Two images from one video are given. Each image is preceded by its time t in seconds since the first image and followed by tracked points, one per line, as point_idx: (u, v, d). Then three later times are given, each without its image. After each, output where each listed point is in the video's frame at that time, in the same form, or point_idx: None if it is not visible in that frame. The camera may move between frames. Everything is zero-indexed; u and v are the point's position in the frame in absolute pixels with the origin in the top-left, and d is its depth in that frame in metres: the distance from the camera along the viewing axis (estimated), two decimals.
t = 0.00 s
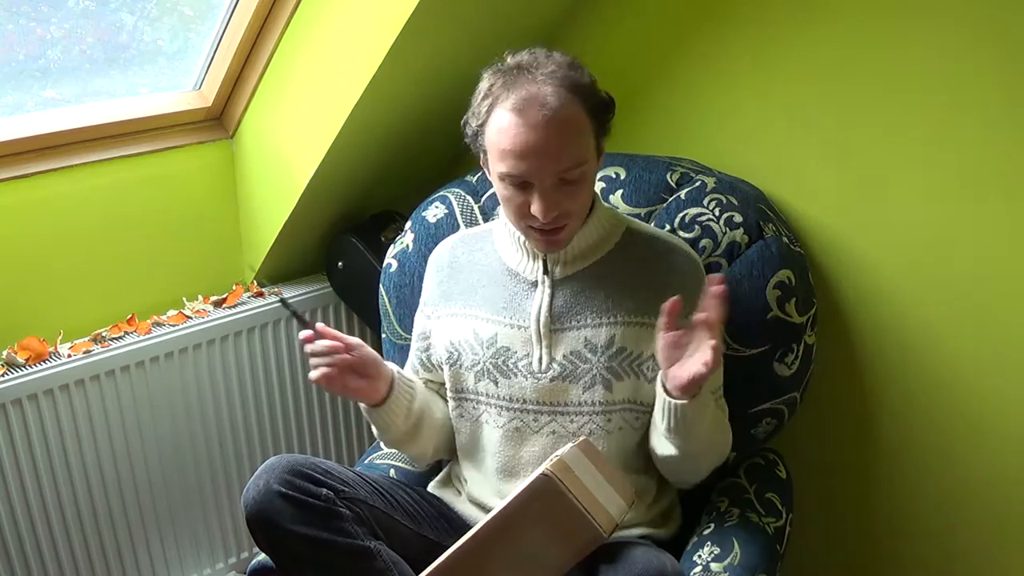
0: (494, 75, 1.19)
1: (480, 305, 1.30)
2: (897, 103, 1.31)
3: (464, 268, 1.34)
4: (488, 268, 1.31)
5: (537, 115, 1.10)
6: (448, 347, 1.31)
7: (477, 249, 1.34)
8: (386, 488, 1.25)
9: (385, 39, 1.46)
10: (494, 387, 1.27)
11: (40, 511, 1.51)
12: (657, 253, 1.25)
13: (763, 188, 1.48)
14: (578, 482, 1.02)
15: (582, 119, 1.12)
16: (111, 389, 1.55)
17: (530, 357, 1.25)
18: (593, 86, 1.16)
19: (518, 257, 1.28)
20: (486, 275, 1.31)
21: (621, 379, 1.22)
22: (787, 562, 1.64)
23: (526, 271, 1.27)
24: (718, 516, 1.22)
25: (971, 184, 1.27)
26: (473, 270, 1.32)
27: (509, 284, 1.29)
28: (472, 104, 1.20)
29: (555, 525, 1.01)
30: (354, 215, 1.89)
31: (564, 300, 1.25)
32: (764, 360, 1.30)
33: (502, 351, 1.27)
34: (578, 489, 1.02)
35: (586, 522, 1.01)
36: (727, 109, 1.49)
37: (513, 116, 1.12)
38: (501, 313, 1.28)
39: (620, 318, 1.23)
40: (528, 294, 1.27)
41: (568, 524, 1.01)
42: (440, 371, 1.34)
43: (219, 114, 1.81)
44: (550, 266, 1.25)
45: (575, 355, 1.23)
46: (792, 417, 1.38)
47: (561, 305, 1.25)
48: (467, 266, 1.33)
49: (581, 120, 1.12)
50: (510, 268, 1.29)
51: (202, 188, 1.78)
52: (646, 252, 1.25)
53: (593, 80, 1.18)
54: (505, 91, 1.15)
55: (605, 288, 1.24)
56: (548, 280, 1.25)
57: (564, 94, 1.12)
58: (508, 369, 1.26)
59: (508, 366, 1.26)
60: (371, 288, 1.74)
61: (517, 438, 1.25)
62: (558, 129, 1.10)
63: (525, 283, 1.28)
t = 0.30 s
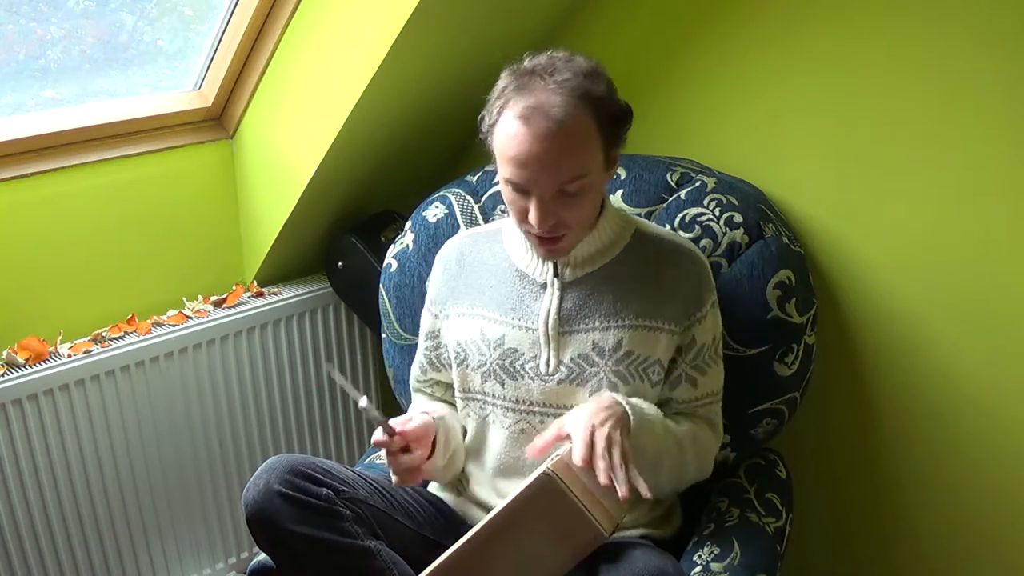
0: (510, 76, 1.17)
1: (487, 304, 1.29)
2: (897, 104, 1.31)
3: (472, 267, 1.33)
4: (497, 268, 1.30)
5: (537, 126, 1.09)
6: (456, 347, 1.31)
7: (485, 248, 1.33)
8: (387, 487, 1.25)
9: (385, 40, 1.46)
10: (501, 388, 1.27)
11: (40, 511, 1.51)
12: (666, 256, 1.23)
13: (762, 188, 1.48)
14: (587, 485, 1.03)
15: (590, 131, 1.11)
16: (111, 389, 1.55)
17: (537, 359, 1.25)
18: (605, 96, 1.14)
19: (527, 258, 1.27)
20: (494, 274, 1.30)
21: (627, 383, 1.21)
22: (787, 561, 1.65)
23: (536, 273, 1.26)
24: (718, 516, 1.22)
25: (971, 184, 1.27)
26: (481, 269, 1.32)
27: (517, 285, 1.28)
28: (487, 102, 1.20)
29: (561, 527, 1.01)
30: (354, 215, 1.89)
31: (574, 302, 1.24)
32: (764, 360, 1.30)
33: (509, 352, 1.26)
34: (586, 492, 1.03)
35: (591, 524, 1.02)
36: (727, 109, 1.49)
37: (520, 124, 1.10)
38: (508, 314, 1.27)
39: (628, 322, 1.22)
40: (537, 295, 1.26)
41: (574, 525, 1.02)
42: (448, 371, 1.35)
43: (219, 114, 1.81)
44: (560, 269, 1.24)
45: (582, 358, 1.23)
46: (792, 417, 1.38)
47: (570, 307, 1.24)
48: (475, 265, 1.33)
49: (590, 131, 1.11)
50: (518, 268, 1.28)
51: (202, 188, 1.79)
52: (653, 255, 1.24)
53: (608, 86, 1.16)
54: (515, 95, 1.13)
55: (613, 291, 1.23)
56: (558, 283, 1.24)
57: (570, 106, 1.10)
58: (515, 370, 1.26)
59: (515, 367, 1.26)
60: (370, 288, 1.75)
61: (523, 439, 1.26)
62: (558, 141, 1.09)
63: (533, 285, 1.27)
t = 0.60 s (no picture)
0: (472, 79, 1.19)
1: (484, 309, 1.29)
2: (897, 103, 1.31)
3: (469, 271, 1.33)
4: (493, 272, 1.31)
5: (482, 129, 1.10)
6: (453, 351, 1.32)
7: (482, 251, 1.33)
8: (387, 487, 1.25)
9: (385, 40, 1.46)
10: (499, 391, 1.27)
11: (41, 511, 1.51)
12: (664, 260, 1.23)
13: (763, 188, 1.48)
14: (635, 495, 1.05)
15: (535, 131, 1.10)
16: (111, 389, 1.55)
17: (534, 363, 1.25)
18: (560, 94, 1.12)
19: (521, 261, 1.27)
20: (491, 278, 1.30)
21: (626, 387, 1.21)
22: (787, 562, 1.65)
23: (530, 276, 1.26)
24: (718, 516, 1.21)
25: (971, 184, 1.27)
26: (478, 273, 1.32)
27: (513, 289, 1.28)
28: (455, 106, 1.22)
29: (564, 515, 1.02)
30: (354, 215, 1.89)
31: (570, 306, 1.24)
32: (764, 360, 1.30)
33: (505, 356, 1.26)
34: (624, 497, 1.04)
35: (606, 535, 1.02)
36: (727, 109, 1.49)
37: (468, 128, 1.12)
38: (505, 318, 1.27)
39: (625, 325, 1.21)
40: (533, 300, 1.26)
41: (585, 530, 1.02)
42: (445, 373, 1.35)
43: (219, 114, 1.81)
44: (554, 273, 1.24)
45: (579, 362, 1.23)
46: (792, 417, 1.38)
47: (567, 311, 1.24)
48: (472, 269, 1.33)
49: (535, 132, 1.10)
50: (514, 272, 1.28)
51: (203, 188, 1.79)
52: (650, 258, 1.23)
53: (566, 83, 1.14)
54: (469, 98, 1.14)
55: (609, 295, 1.23)
56: (553, 286, 1.24)
57: (517, 106, 1.10)
58: (512, 374, 1.26)
59: (511, 371, 1.26)
60: (370, 288, 1.75)
61: (521, 442, 1.26)
62: (502, 143, 1.09)
63: (529, 289, 1.27)
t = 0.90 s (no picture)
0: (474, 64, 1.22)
1: (481, 304, 1.31)
2: (898, 104, 1.31)
3: (466, 267, 1.34)
4: (490, 267, 1.31)
5: (471, 103, 1.13)
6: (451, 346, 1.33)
7: (482, 248, 1.33)
8: (387, 487, 1.25)
9: (384, 39, 1.46)
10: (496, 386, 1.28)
11: (41, 511, 1.51)
12: (658, 257, 1.22)
13: (763, 188, 1.48)
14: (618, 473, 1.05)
15: (522, 107, 1.11)
16: (111, 389, 1.55)
17: (529, 358, 1.26)
18: (550, 76, 1.14)
19: (518, 256, 1.27)
20: (488, 274, 1.31)
21: (619, 382, 1.21)
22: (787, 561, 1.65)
23: (525, 271, 1.27)
24: (718, 516, 1.22)
25: (971, 185, 1.27)
26: (477, 269, 1.32)
27: (510, 285, 1.29)
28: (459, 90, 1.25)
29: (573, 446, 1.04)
30: (354, 215, 1.89)
31: (564, 301, 1.24)
32: (764, 360, 1.30)
33: (502, 351, 1.28)
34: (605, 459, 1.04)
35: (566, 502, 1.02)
36: (727, 109, 1.49)
37: (460, 104, 1.15)
38: (501, 314, 1.29)
39: (618, 320, 1.21)
40: (528, 295, 1.27)
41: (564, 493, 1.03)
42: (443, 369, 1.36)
43: (219, 114, 1.81)
44: (547, 268, 1.24)
45: (573, 357, 1.23)
46: (791, 418, 1.38)
47: (560, 305, 1.24)
48: (469, 265, 1.33)
49: (520, 107, 1.11)
50: (510, 268, 1.29)
51: (203, 188, 1.79)
52: (644, 255, 1.23)
53: (560, 67, 1.16)
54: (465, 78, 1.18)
55: (602, 290, 1.23)
56: (547, 281, 1.25)
57: (505, 83, 1.12)
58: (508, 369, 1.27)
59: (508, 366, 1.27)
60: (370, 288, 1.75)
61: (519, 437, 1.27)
62: (487, 117, 1.11)
63: (524, 284, 1.27)
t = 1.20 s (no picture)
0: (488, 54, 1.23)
1: (481, 293, 1.31)
2: (898, 105, 1.31)
3: (469, 256, 1.34)
4: (493, 258, 1.31)
5: (492, 82, 1.13)
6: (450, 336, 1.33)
7: (486, 240, 1.34)
8: (386, 487, 1.25)
9: (385, 39, 1.46)
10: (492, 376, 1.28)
11: (41, 511, 1.51)
12: (654, 252, 1.23)
13: (763, 189, 1.48)
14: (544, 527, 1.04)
15: (543, 89, 1.12)
16: (110, 388, 1.55)
17: (525, 348, 1.25)
18: (569, 63, 1.15)
19: (521, 249, 1.28)
20: (490, 265, 1.31)
21: (612, 376, 1.21)
22: (787, 561, 1.65)
23: (526, 262, 1.27)
24: (718, 516, 1.22)
25: (972, 186, 1.28)
26: (480, 260, 1.33)
27: (510, 275, 1.29)
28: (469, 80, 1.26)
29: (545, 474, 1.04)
30: (354, 216, 1.90)
31: (562, 293, 1.25)
32: (764, 360, 1.30)
33: (498, 339, 1.27)
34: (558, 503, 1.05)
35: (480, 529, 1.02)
36: (727, 109, 1.49)
37: (479, 85, 1.15)
38: (500, 303, 1.29)
39: (613, 313, 1.22)
40: (527, 284, 1.27)
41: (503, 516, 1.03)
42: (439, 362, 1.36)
43: (219, 114, 1.81)
44: (547, 258, 1.25)
45: (568, 347, 1.23)
46: (791, 417, 1.39)
47: (558, 296, 1.25)
48: (473, 256, 1.34)
49: (542, 90, 1.12)
50: (513, 260, 1.29)
51: (203, 188, 1.79)
52: (640, 249, 1.24)
53: (577, 58, 1.17)
54: (482, 63, 1.18)
55: (596, 283, 1.23)
56: (545, 272, 1.25)
57: (528, 66, 1.13)
58: (505, 359, 1.27)
59: (504, 356, 1.27)
60: (371, 288, 1.75)
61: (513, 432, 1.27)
62: (509, 96, 1.11)
63: (524, 275, 1.28)
